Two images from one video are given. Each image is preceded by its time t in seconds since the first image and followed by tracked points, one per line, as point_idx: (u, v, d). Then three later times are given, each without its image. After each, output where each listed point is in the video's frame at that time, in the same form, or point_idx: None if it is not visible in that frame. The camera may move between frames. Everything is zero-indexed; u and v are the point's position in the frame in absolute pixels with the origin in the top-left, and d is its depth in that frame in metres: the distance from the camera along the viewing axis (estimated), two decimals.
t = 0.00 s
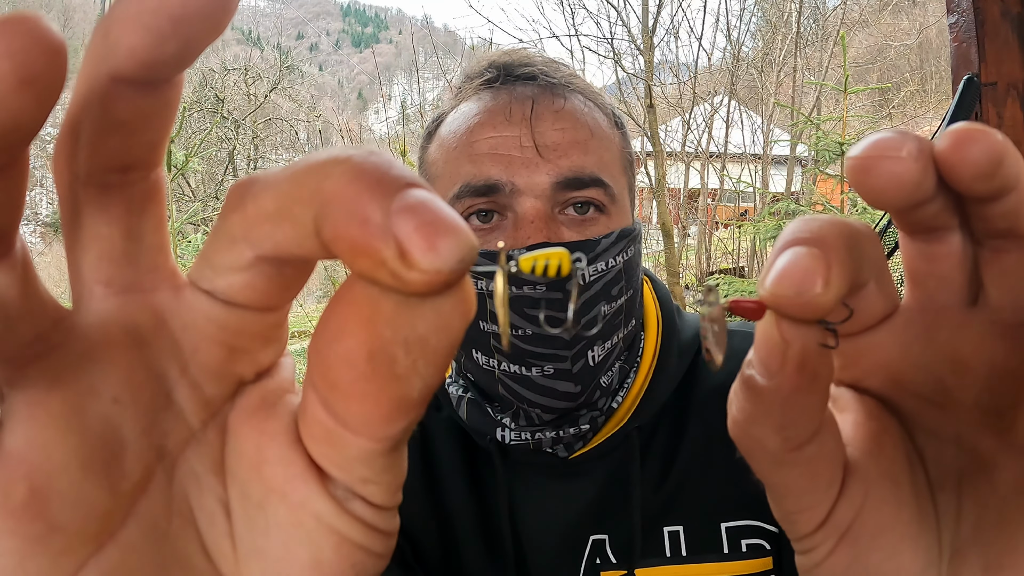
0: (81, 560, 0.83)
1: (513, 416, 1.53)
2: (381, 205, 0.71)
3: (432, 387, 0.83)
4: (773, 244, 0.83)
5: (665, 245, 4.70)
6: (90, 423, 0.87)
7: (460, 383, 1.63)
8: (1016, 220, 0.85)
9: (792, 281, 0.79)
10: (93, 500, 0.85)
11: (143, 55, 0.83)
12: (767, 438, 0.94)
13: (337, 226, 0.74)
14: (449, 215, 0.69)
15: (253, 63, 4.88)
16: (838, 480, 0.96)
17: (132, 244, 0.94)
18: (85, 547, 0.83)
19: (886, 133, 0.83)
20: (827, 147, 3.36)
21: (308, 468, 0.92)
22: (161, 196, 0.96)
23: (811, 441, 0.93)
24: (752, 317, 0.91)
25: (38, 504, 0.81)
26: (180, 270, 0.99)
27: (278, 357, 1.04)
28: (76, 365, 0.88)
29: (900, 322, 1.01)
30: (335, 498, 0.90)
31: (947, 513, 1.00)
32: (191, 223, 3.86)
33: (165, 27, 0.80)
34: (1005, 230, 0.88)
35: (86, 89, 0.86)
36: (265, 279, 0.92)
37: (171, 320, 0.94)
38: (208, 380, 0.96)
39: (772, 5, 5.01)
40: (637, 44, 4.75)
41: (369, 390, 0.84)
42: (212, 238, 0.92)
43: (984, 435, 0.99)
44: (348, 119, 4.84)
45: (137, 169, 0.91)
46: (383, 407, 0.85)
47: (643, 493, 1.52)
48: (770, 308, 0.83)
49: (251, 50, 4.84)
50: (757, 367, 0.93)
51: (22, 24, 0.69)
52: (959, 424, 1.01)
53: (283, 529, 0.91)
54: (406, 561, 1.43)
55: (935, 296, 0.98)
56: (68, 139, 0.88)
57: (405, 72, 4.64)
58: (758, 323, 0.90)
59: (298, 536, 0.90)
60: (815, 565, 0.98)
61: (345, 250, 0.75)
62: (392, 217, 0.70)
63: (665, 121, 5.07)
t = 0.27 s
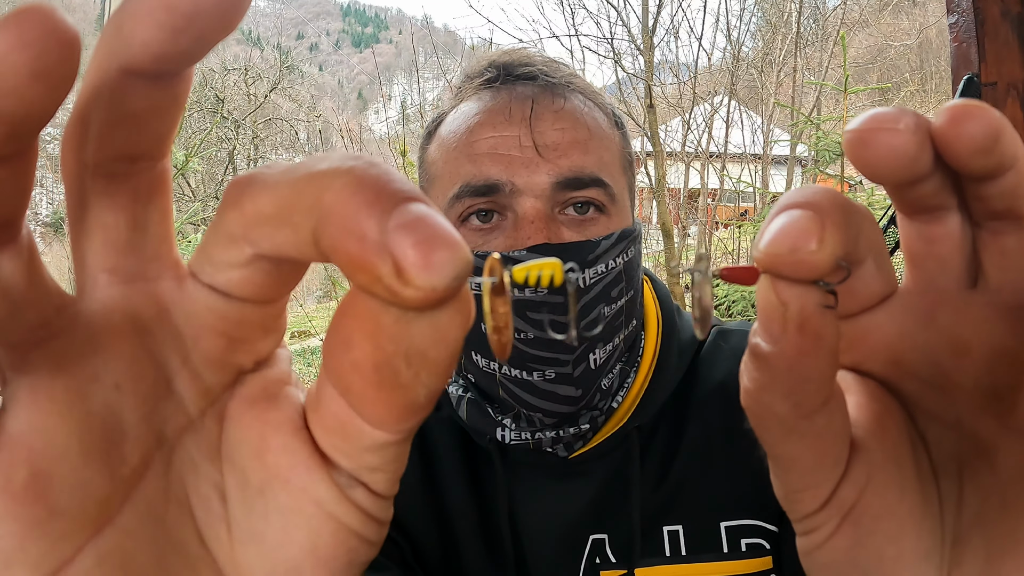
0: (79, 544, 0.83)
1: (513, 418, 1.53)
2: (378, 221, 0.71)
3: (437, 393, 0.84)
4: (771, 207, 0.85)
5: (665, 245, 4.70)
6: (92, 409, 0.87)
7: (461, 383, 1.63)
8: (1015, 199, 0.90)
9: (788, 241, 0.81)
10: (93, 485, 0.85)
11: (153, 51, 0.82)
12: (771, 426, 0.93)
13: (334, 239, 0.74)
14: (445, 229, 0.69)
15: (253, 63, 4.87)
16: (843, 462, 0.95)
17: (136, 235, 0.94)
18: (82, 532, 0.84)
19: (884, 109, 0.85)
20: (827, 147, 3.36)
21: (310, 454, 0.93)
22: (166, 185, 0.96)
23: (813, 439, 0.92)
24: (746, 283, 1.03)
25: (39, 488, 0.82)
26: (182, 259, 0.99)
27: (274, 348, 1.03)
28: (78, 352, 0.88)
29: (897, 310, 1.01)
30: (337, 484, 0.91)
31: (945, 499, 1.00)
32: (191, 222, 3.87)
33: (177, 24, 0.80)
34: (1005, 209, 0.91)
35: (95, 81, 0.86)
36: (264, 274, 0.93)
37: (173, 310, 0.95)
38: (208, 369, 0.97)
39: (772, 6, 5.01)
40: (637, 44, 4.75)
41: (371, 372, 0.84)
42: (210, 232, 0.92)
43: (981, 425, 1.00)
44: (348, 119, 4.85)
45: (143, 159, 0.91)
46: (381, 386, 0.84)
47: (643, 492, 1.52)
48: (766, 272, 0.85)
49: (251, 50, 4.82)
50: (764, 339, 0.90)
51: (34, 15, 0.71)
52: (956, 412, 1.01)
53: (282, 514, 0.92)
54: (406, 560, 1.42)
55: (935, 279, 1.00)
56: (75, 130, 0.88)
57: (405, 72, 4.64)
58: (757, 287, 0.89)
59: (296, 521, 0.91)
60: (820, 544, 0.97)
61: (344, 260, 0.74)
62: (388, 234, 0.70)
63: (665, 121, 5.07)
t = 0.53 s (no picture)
0: (76, 540, 0.84)
1: (513, 415, 1.54)
2: (375, 239, 0.71)
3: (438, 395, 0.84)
4: (761, 230, 0.81)
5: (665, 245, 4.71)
6: (88, 407, 0.87)
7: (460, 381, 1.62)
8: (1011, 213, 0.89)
9: (779, 267, 0.77)
10: (89, 481, 0.86)
11: (154, 57, 0.82)
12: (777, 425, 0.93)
13: (331, 258, 0.74)
14: (438, 246, 0.68)
15: (253, 63, 4.88)
16: (832, 480, 0.94)
17: (133, 232, 0.93)
18: (77, 529, 0.84)
19: (876, 124, 0.84)
20: (827, 148, 3.37)
21: (315, 447, 0.93)
22: (163, 184, 0.96)
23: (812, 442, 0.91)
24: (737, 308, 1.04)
25: (35, 484, 0.82)
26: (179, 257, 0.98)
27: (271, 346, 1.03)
28: (75, 350, 0.88)
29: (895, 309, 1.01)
30: (340, 475, 0.91)
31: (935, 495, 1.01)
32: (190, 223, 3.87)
33: (179, 32, 0.79)
34: (1000, 222, 0.91)
35: (92, 81, 0.86)
36: (259, 279, 0.92)
37: (168, 308, 0.95)
38: (204, 368, 0.97)
39: (772, 5, 5.00)
40: (637, 44, 4.75)
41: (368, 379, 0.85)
42: (202, 236, 0.91)
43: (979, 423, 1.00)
44: (348, 119, 4.85)
45: (140, 160, 0.91)
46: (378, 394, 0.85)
47: (642, 492, 1.52)
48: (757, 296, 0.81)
49: (251, 50, 4.82)
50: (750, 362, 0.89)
51: (34, 19, 0.70)
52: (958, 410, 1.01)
53: (278, 509, 0.92)
54: (407, 560, 1.42)
55: (927, 291, 1.00)
56: (74, 129, 0.88)
57: (405, 72, 4.65)
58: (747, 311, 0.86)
59: (293, 516, 0.91)
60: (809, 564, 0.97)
61: (339, 280, 0.75)
62: (384, 253, 0.70)
63: (665, 121, 5.07)
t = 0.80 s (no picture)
0: (67, 535, 0.83)
1: (514, 417, 1.53)
2: (352, 240, 0.72)
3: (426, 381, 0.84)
4: (774, 196, 0.85)
5: (665, 245, 4.72)
6: (79, 402, 0.86)
7: (460, 383, 1.62)
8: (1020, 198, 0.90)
9: (785, 230, 0.81)
10: (80, 477, 0.85)
11: (138, 57, 0.83)
12: (775, 426, 0.91)
13: (309, 258, 0.75)
14: (416, 252, 0.69)
15: (253, 63, 4.80)
16: (845, 463, 0.94)
17: (124, 230, 0.94)
18: (68, 523, 0.83)
19: (891, 103, 0.85)
20: (827, 147, 3.37)
21: (307, 442, 0.93)
22: (152, 183, 0.96)
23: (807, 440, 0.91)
24: (748, 275, 1.08)
25: (26, 479, 0.81)
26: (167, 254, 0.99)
27: (263, 343, 1.03)
28: (66, 345, 0.88)
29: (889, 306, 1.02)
30: (333, 471, 0.91)
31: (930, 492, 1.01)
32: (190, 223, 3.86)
33: (164, 35, 0.81)
34: (1010, 208, 0.92)
35: (80, 82, 0.86)
36: (244, 273, 0.93)
37: (160, 304, 0.95)
38: (195, 364, 0.97)
39: (772, 5, 5.00)
40: (637, 44, 4.75)
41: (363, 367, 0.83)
42: (192, 230, 0.92)
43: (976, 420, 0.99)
44: (348, 119, 4.86)
45: (128, 159, 0.92)
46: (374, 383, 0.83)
47: (642, 492, 1.52)
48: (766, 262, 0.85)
49: (251, 50, 4.78)
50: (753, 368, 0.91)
51: (23, 18, 0.71)
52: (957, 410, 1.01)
53: (271, 505, 0.92)
54: (406, 560, 1.42)
55: (937, 279, 1.01)
56: (62, 130, 0.88)
57: (405, 72, 4.65)
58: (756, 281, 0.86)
59: (285, 512, 0.91)
60: (814, 550, 0.96)
61: (316, 280, 0.75)
62: (360, 255, 0.71)
63: (665, 121, 5.07)
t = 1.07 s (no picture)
0: (67, 530, 0.83)
1: (513, 417, 1.53)
2: (355, 215, 0.73)
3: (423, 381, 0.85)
4: (744, 243, 0.82)
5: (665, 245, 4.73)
6: (79, 400, 0.87)
7: (460, 383, 1.62)
8: (997, 223, 0.93)
9: (760, 282, 0.79)
10: (79, 474, 0.85)
11: (139, 55, 0.83)
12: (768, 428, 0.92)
13: (313, 236, 0.76)
14: (421, 224, 0.70)
15: (253, 63, 4.80)
16: (816, 486, 0.94)
17: (124, 228, 0.94)
18: (68, 520, 0.83)
19: (860, 134, 0.85)
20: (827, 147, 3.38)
21: (304, 440, 0.94)
22: (153, 181, 0.97)
23: (791, 441, 0.92)
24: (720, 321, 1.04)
25: (27, 474, 0.81)
26: (169, 252, 1.00)
27: (262, 341, 1.04)
28: (66, 343, 0.88)
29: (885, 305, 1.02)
30: (328, 470, 0.92)
31: (925, 491, 1.01)
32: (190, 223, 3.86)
33: (164, 32, 0.81)
34: (988, 231, 0.95)
35: (80, 79, 0.86)
36: (246, 269, 0.93)
37: (160, 303, 0.96)
38: (195, 362, 0.97)
39: (772, 6, 5.00)
40: (637, 44, 4.75)
41: (368, 340, 0.83)
42: (194, 228, 0.92)
43: (971, 419, 1.00)
44: (348, 119, 4.87)
45: (129, 158, 0.92)
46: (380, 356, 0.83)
47: (642, 492, 1.52)
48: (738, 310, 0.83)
49: (251, 50, 4.78)
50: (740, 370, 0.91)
51: (25, 16, 0.71)
52: (945, 412, 1.02)
53: (269, 502, 0.92)
54: (406, 560, 1.43)
55: (917, 300, 1.00)
56: (63, 127, 0.88)
57: (405, 72, 4.65)
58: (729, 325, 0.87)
59: (284, 510, 0.92)
60: (796, 573, 0.96)
61: (322, 258, 0.76)
62: (365, 228, 0.72)
63: (665, 121, 5.07)
